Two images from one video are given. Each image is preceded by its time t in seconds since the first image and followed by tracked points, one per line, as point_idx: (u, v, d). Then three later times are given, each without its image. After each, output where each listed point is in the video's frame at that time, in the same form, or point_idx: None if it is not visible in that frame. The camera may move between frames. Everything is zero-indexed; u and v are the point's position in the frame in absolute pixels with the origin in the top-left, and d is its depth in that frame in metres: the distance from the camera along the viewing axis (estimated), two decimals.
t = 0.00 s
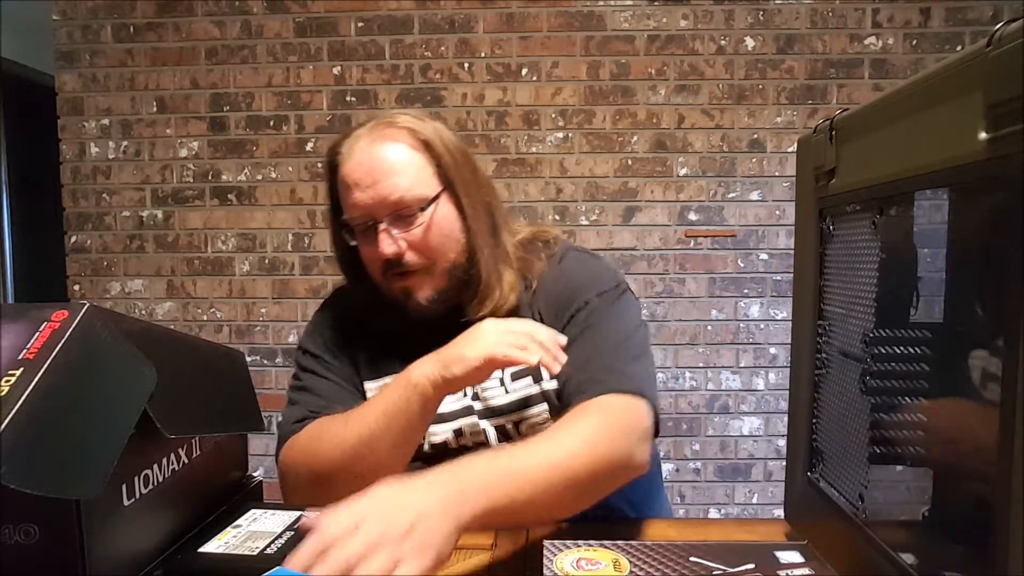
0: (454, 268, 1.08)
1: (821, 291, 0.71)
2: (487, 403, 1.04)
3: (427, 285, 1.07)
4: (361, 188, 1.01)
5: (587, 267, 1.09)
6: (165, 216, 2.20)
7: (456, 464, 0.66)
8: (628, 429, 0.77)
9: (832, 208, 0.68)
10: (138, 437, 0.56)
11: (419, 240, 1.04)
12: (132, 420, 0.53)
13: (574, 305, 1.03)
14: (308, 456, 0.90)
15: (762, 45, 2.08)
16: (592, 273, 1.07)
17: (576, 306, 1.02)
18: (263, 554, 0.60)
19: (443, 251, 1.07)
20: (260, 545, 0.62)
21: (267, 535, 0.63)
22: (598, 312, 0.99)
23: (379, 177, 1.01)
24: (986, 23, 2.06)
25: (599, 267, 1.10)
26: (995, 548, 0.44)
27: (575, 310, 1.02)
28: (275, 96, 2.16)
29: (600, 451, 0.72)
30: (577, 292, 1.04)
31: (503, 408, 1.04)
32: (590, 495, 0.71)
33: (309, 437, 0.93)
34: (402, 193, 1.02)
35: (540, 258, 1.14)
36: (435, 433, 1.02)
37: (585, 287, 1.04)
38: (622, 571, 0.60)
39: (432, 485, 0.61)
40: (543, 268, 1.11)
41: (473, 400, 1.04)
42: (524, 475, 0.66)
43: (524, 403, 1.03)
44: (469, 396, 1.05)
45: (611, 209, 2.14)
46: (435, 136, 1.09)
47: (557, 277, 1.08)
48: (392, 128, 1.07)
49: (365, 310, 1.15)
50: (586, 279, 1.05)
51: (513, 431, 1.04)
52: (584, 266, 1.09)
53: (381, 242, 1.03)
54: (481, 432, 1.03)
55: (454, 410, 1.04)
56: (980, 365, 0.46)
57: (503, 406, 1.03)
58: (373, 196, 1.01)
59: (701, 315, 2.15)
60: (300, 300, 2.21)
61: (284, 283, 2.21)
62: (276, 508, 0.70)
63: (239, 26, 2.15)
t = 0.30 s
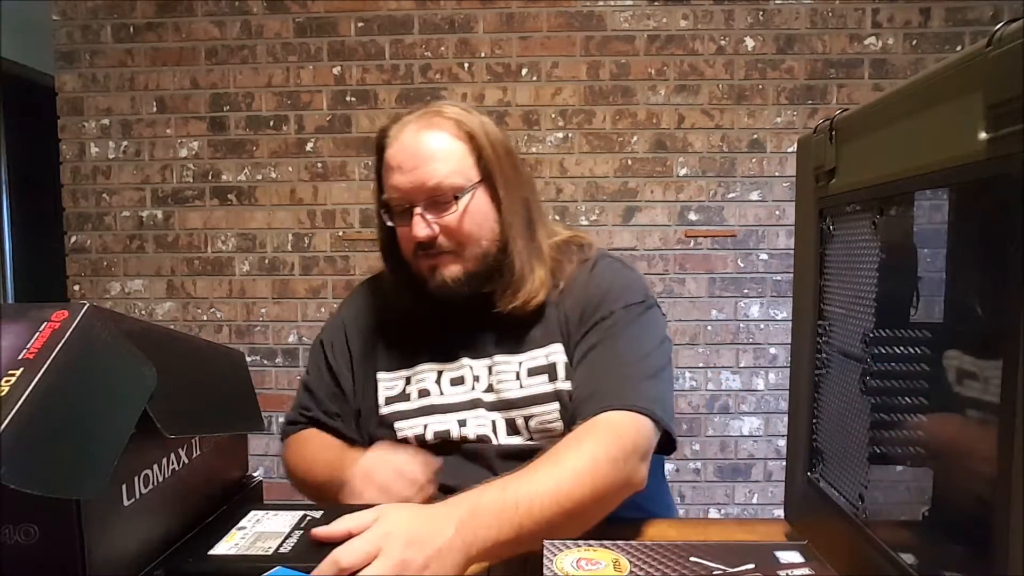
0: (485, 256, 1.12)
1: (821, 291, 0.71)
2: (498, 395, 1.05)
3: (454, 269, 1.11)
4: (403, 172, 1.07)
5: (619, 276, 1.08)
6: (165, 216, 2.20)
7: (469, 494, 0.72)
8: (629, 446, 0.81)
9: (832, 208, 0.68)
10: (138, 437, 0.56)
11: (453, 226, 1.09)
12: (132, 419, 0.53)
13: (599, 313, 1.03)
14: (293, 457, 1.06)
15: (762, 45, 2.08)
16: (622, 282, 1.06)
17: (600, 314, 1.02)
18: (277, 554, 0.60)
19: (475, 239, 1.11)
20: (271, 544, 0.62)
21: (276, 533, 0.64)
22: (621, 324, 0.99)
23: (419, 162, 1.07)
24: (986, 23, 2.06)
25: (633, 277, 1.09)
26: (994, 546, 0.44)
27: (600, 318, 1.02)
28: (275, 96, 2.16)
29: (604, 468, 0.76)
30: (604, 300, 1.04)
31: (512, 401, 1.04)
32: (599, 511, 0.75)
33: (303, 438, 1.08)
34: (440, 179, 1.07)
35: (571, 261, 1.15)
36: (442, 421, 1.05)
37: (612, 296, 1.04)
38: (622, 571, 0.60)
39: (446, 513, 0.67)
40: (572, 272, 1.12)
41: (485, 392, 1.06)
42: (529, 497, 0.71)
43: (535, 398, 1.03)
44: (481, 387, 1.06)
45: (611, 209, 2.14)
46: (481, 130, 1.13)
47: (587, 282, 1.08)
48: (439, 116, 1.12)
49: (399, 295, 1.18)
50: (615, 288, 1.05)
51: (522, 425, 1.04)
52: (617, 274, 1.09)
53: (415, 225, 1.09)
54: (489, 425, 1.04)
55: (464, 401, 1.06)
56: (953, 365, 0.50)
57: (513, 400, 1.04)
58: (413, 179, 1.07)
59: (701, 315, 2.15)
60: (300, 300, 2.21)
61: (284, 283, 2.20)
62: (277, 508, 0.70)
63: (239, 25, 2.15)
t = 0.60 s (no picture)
0: (491, 247, 1.13)
1: (821, 291, 0.71)
2: (505, 387, 1.05)
3: (459, 258, 1.12)
4: (408, 164, 1.10)
5: (634, 275, 1.10)
6: (165, 216, 2.20)
7: (502, 474, 0.76)
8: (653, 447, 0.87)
9: (832, 208, 0.68)
10: (138, 437, 0.57)
11: (457, 216, 1.11)
12: (133, 419, 0.53)
13: (619, 312, 1.04)
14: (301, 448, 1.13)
15: (762, 45, 2.08)
16: (638, 283, 1.08)
17: (621, 314, 1.04)
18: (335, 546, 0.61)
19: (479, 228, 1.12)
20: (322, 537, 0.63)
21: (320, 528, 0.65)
22: (644, 327, 1.02)
23: (424, 154, 1.09)
24: (986, 23, 2.06)
25: (645, 276, 1.12)
26: (994, 545, 0.44)
27: (619, 317, 1.04)
28: (275, 96, 2.16)
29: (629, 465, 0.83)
30: (623, 300, 1.05)
31: (518, 392, 1.04)
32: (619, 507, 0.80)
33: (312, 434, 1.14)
34: (444, 170, 1.09)
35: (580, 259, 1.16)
36: (446, 411, 1.05)
37: (631, 297, 1.06)
38: (622, 571, 0.60)
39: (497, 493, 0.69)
40: (582, 268, 1.13)
41: (491, 383, 1.06)
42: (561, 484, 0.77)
43: (542, 391, 1.03)
44: (488, 379, 1.07)
45: (611, 209, 2.14)
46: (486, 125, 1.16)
47: (602, 280, 1.10)
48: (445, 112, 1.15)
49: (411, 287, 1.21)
50: (632, 289, 1.07)
51: (528, 418, 1.03)
52: (630, 273, 1.11)
53: (420, 215, 1.10)
54: (494, 416, 1.04)
55: (469, 393, 1.06)
56: (934, 359, 0.53)
57: (519, 392, 1.04)
58: (417, 171, 1.09)
59: (701, 315, 2.15)
60: (300, 300, 2.21)
61: (284, 283, 2.20)
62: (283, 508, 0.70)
63: (239, 26, 2.15)
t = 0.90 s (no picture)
0: (516, 226, 1.14)
1: (821, 291, 0.71)
2: (508, 382, 1.05)
3: (488, 230, 1.11)
4: (438, 141, 1.12)
5: (637, 274, 1.12)
6: (165, 216, 2.20)
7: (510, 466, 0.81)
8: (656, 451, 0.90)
9: (832, 208, 0.68)
10: (138, 438, 0.57)
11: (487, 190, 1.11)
12: (134, 419, 0.53)
13: (623, 312, 1.06)
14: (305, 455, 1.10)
15: (762, 45, 2.08)
16: (642, 283, 1.10)
17: (625, 313, 1.05)
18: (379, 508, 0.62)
19: (506, 206, 1.13)
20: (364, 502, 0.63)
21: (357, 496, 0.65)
22: (649, 324, 1.04)
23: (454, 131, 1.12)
24: (986, 23, 2.06)
25: (648, 275, 1.13)
26: (993, 546, 0.44)
27: (624, 315, 1.05)
28: (275, 96, 2.16)
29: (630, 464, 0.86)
30: (627, 299, 1.07)
31: (523, 387, 1.04)
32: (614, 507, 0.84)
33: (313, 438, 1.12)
34: (475, 145, 1.11)
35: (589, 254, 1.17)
36: (449, 408, 1.05)
37: (635, 297, 1.07)
38: (622, 571, 0.60)
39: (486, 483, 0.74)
40: (588, 261, 1.15)
41: (494, 379, 1.06)
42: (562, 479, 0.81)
43: (547, 385, 1.04)
44: (492, 375, 1.07)
45: (612, 209, 2.15)
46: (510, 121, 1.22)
47: (604, 277, 1.11)
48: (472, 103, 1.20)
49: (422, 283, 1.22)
50: (636, 288, 1.09)
51: (533, 414, 1.03)
52: (633, 272, 1.12)
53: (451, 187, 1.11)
54: (498, 412, 1.04)
55: (472, 389, 1.06)
56: (928, 354, 0.54)
57: (523, 386, 1.04)
58: (449, 146, 1.11)
59: (701, 314, 2.15)
60: (300, 300, 2.21)
61: (284, 283, 2.20)
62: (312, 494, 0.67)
63: (239, 26, 2.15)
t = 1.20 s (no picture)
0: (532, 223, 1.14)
1: (821, 291, 0.71)
2: (519, 385, 1.06)
3: (506, 222, 1.10)
4: (464, 125, 1.11)
5: (650, 281, 1.15)
6: (165, 216, 2.20)
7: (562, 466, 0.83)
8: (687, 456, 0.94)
9: (832, 208, 0.68)
10: (138, 438, 0.57)
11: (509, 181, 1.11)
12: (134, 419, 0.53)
13: (641, 318, 1.09)
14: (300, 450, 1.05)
15: (762, 45, 2.08)
16: (655, 289, 1.13)
17: (643, 320, 1.08)
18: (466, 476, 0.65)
19: (527, 198, 1.14)
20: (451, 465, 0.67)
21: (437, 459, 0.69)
22: (668, 331, 1.07)
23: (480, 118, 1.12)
24: (986, 23, 2.06)
25: (659, 282, 1.17)
26: (993, 546, 0.44)
27: (642, 322, 1.08)
28: (275, 96, 2.16)
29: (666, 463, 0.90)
30: (644, 307, 1.10)
31: (534, 389, 1.06)
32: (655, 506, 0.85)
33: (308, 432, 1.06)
34: (500, 134, 1.12)
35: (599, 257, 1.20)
36: (456, 409, 1.06)
37: (652, 303, 1.10)
38: (622, 571, 0.60)
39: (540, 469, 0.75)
40: (599, 265, 1.18)
41: (504, 380, 1.07)
42: (610, 473, 0.84)
43: (559, 389, 1.06)
44: (501, 376, 1.08)
45: (612, 209, 2.15)
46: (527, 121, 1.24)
47: (618, 284, 1.14)
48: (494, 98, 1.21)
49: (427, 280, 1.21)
50: (651, 294, 1.12)
51: (542, 417, 1.05)
52: (646, 278, 1.15)
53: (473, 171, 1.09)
54: (507, 414, 1.05)
55: (480, 390, 1.07)
56: (929, 354, 0.54)
57: (533, 389, 1.06)
58: (474, 131, 1.11)
59: (701, 314, 2.15)
60: (300, 300, 2.21)
61: (284, 283, 2.20)
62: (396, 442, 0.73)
63: (239, 26, 2.15)
